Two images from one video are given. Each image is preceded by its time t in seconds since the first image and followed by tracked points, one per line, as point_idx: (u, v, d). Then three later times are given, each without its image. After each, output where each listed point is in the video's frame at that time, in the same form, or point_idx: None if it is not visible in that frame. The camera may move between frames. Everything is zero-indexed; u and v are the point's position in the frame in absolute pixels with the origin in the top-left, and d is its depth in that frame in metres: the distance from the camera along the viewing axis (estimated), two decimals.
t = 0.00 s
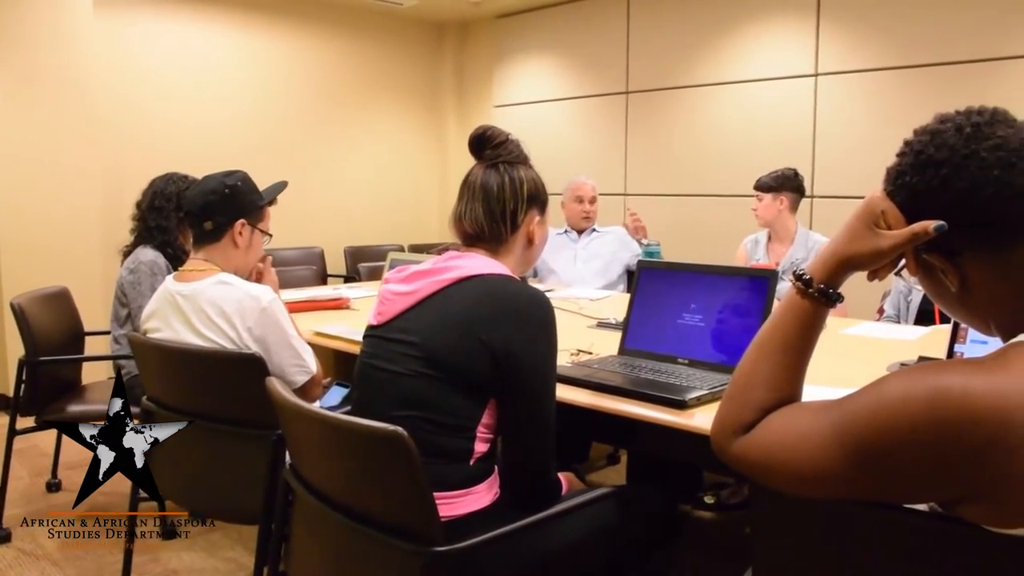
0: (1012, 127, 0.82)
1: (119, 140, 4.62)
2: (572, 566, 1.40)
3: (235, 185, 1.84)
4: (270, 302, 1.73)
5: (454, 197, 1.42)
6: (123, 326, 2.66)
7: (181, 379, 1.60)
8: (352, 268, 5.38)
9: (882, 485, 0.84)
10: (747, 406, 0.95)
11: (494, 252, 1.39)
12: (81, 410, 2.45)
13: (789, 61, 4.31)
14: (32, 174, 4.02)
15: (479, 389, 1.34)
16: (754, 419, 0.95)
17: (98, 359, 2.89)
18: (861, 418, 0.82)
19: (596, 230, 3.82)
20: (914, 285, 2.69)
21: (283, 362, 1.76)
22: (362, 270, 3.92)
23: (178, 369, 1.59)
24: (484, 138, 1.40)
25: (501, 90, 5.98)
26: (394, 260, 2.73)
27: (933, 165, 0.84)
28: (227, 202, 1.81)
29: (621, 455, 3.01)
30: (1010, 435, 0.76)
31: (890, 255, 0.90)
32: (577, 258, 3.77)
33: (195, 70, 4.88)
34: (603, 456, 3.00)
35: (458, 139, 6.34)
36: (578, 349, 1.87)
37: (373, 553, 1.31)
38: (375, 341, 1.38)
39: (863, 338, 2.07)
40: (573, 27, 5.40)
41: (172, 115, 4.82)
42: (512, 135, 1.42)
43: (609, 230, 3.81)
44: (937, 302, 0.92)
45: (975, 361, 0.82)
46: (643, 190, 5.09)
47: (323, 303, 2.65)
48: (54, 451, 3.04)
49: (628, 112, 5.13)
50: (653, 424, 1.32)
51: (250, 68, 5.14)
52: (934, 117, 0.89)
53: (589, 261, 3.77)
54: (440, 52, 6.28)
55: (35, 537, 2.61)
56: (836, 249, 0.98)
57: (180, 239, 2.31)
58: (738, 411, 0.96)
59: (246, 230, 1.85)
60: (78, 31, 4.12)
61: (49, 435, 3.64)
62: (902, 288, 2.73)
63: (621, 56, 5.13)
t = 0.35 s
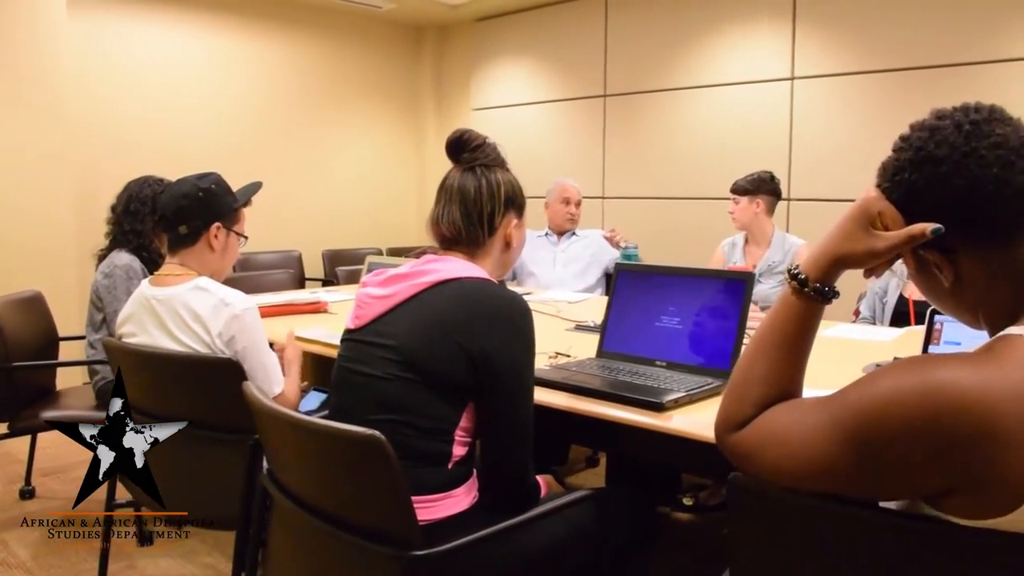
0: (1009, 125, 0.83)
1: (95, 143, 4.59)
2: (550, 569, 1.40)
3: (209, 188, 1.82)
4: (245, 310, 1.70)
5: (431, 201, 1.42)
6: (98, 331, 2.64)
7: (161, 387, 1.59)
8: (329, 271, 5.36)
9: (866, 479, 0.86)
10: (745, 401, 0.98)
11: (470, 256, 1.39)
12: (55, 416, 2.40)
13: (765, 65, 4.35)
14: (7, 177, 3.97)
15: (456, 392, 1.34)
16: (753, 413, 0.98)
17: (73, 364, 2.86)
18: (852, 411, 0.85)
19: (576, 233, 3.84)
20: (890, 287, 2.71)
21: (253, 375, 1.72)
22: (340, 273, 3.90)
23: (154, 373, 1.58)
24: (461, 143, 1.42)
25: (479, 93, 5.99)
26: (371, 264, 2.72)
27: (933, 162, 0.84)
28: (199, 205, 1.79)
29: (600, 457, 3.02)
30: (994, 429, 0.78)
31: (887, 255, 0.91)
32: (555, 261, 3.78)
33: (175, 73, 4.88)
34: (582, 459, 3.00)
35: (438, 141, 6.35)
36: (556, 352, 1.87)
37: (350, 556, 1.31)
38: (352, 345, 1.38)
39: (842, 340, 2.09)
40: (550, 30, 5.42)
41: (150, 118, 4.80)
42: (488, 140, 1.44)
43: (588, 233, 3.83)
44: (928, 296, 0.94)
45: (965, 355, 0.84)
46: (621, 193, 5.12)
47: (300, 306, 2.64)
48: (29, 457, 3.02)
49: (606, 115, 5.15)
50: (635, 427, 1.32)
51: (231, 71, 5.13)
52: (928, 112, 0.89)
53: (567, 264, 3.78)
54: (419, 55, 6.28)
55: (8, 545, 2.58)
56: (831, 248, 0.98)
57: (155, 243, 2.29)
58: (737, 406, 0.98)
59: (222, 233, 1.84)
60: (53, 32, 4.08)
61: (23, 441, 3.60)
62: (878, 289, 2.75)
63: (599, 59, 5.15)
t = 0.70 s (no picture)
0: (1004, 126, 0.81)
1: (69, 144, 4.56)
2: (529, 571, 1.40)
3: (186, 190, 1.81)
4: (222, 313, 1.70)
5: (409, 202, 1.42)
6: (71, 334, 2.62)
7: (139, 389, 1.58)
8: (306, 273, 5.35)
9: (847, 481, 0.85)
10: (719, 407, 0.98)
11: (447, 256, 1.39)
12: (26, 422, 2.38)
13: (740, 67, 4.38)
14: None
15: (433, 395, 1.34)
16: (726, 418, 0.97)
17: (47, 369, 2.83)
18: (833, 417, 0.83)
19: (554, 236, 3.84)
20: (865, 287, 2.73)
21: (230, 377, 1.72)
22: (318, 275, 3.88)
23: (127, 376, 1.57)
24: (437, 143, 1.43)
25: (456, 94, 6.00)
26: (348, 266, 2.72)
27: (925, 159, 0.82)
28: (177, 208, 1.78)
29: (578, 458, 3.02)
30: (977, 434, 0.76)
31: (876, 252, 0.91)
32: (533, 262, 3.79)
33: (153, 75, 4.86)
34: (560, 460, 3.00)
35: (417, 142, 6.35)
36: (534, 353, 1.87)
37: (327, 560, 1.30)
38: (329, 348, 1.38)
39: (819, 340, 2.10)
40: (527, 32, 5.44)
41: (125, 119, 4.77)
42: (465, 141, 1.44)
43: (566, 234, 3.84)
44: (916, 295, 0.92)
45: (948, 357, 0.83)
46: (599, 194, 5.15)
47: (277, 309, 2.62)
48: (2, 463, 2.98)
49: (583, 116, 5.17)
50: (609, 428, 1.33)
51: (208, 72, 5.12)
52: (925, 108, 0.87)
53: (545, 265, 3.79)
54: (399, 56, 6.28)
55: None
56: (817, 247, 0.99)
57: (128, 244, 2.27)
58: (709, 408, 0.98)
59: (199, 236, 1.83)
60: (25, 33, 4.05)
61: None
62: (854, 290, 2.77)
63: (576, 60, 5.16)
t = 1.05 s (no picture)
0: (907, 140, 0.91)
1: (25, 142, 4.56)
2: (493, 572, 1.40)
3: (141, 191, 1.79)
4: (182, 315, 1.67)
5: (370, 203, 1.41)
6: (26, 338, 2.58)
7: (92, 393, 1.57)
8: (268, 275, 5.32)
9: (785, 481, 0.90)
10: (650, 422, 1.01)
11: (409, 257, 1.39)
12: None
13: (697, 69, 4.50)
14: None
15: (395, 396, 1.34)
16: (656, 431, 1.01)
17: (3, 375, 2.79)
18: (775, 427, 0.88)
19: (516, 236, 3.85)
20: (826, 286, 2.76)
21: (190, 379, 1.70)
22: (281, 277, 3.87)
23: (80, 380, 1.56)
24: (398, 144, 1.42)
25: (421, 95, 6.06)
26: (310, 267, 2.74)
27: (836, 178, 0.91)
28: (133, 209, 1.76)
29: (543, 458, 3.04)
30: (907, 440, 0.82)
31: (794, 263, 0.99)
32: (496, 262, 3.81)
33: (113, 73, 4.87)
34: (524, 460, 3.01)
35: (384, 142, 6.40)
36: (496, 353, 1.87)
37: (290, 563, 1.29)
38: (290, 350, 1.37)
39: (779, 338, 2.14)
40: (489, 34, 5.52)
41: (83, 117, 4.77)
42: (427, 141, 1.43)
43: (529, 234, 3.85)
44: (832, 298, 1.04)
45: (879, 370, 0.88)
46: (562, 195, 5.23)
47: (237, 311, 2.61)
48: None
49: (546, 117, 5.26)
50: (578, 429, 1.32)
51: (177, 74, 5.18)
52: (834, 121, 0.96)
53: (508, 266, 3.80)
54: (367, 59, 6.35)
55: None
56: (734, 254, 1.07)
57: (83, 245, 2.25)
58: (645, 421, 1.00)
59: (156, 237, 1.81)
60: None
61: None
62: (814, 289, 2.81)
63: (541, 61, 5.24)
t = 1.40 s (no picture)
0: (830, 147, 0.95)
1: None
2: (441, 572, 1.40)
3: (74, 190, 1.75)
4: (122, 317, 1.66)
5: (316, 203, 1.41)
6: None
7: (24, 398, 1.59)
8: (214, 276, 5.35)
9: (724, 489, 0.93)
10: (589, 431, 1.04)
11: (357, 258, 1.38)
12: None
13: (636, 72, 4.70)
14: None
15: (343, 399, 1.33)
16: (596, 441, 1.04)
17: None
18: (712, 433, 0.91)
19: (465, 236, 3.86)
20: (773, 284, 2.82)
21: (133, 381, 1.70)
22: (227, 277, 3.83)
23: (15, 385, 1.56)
24: (343, 143, 1.39)
25: (370, 93, 6.20)
26: (256, 267, 2.86)
27: (762, 188, 0.95)
28: (67, 211, 1.73)
29: (494, 458, 3.05)
30: (844, 442, 0.86)
31: (724, 271, 1.04)
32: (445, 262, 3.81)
33: (52, 70, 4.98)
34: (476, 460, 3.03)
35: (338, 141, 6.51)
36: (445, 353, 1.87)
37: (236, 569, 1.28)
38: (235, 352, 1.36)
39: (726, 336, 2.21)
40: (437, 35, 5.68)
41: (22, 114, 4.86)
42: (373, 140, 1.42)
43: (479, 235, 3.87)
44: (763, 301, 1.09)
45: (816, 372, 0.92)
46: (512, 194, 5.39)
47: (181, 314, 2.59)
48: None
49: (495, 116, 5.42)
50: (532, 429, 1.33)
51: (118, 72, 5.31)
52: (759, 129, 1.01)
53: (457, 266, 3.81)
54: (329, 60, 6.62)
55: None
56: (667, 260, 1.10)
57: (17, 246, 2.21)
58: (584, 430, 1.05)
59: (93, 238, 1.78)
60: None
61: None
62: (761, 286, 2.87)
63: (489, 60, 5.40)
